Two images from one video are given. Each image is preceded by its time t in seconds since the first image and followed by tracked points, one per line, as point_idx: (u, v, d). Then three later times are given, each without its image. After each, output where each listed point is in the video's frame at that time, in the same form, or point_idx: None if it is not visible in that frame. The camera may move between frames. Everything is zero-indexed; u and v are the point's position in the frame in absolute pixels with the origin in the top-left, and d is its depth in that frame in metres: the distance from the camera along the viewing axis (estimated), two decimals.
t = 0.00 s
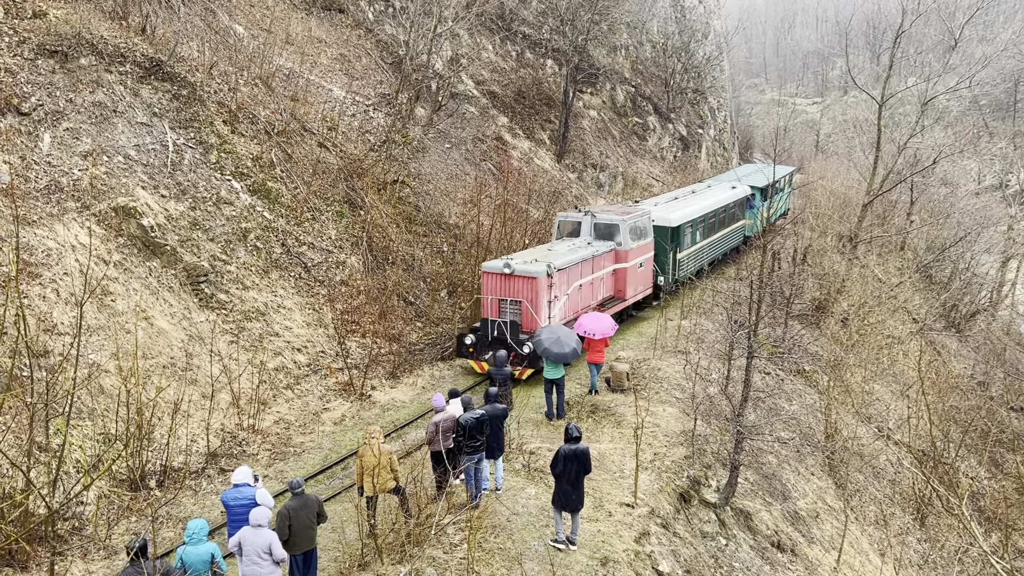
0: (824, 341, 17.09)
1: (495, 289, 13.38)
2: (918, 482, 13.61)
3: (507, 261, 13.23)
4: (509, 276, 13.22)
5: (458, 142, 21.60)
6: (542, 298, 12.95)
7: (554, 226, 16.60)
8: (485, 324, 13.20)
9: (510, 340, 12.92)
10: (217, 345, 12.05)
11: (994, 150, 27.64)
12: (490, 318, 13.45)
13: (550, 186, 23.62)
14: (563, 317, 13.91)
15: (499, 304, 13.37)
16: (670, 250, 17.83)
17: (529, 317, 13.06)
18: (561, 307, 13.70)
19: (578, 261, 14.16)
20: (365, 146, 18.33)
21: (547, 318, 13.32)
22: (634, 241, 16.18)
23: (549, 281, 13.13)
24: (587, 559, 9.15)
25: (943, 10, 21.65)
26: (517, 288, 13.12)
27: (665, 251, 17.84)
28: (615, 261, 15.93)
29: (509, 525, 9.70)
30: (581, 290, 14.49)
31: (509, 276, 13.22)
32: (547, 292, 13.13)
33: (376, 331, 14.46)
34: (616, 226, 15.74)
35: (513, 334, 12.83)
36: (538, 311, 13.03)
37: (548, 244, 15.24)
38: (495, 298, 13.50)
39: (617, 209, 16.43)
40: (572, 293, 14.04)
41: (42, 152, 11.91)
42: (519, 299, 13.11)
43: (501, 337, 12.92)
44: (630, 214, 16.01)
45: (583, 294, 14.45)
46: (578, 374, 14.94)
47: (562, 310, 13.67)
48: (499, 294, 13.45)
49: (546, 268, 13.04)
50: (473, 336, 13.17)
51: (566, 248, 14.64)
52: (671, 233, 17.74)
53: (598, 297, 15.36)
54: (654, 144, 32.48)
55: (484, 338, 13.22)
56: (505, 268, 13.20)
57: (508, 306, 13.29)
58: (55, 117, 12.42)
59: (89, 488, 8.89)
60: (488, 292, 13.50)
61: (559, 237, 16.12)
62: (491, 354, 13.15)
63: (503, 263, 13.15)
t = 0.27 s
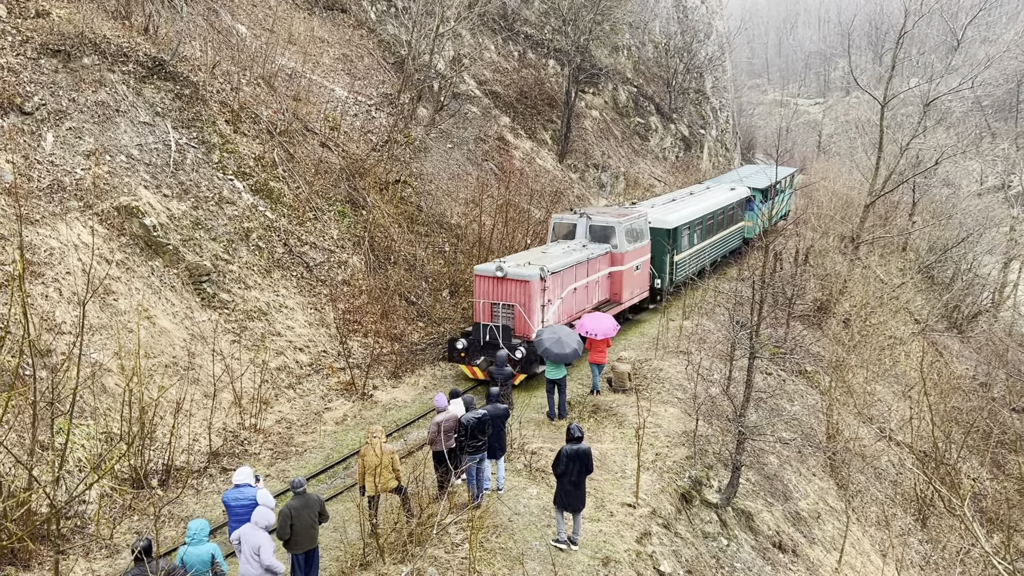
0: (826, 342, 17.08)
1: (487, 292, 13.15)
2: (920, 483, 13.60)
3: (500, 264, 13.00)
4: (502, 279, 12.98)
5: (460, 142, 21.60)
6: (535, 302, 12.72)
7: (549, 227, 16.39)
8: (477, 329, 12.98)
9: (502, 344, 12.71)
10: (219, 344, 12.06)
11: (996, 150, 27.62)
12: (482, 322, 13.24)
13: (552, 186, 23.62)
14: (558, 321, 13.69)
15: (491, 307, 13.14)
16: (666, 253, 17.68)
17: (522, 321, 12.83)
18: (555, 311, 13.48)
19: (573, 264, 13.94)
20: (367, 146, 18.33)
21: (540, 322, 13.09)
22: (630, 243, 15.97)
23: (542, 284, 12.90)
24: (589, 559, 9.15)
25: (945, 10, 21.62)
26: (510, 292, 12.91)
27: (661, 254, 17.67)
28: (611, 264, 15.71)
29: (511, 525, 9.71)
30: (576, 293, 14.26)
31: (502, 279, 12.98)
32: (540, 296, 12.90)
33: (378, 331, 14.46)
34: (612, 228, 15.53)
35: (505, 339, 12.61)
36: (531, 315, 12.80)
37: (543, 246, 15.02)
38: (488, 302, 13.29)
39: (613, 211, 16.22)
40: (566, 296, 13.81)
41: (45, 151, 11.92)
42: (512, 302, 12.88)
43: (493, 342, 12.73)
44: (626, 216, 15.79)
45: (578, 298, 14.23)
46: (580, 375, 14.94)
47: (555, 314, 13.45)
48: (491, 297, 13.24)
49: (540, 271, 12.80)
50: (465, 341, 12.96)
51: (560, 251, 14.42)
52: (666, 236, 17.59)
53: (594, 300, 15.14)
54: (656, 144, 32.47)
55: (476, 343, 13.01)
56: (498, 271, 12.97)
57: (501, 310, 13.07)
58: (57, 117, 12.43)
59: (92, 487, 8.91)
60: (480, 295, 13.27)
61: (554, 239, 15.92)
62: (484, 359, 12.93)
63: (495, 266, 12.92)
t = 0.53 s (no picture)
0: (829, 342, 17.07)
1: (479, 296, 12.95)
2: (923, 483, 13.58)
3: (492, 268, 12.79)
4: (494, 283, 12.77)
5: (462, 142, 21.60)
6: (527, 306, 12.50)
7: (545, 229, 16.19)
8: (469, 334, 12.82)
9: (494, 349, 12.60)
10: (222, 343, 12.07)
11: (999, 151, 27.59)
12: (474, 327, 13.06)
13: (554, 186, 23.62)
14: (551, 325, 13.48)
15: (483, 311, 12.94)
16: (665, 256, 17.38)
17: (515, 325, 12.62)
18: (548, 315, 13.26)
19: (567, 267, 13.73)
20: (370, 146, 18.34)
21: (533, 326, 12.86)
22: (626, 245, 15.74)
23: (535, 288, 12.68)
24: (591, 559, 9.15)
25: (948, 11, 21.60)
26: (503, 296, 12.67)
27: (660, 256, 17.37)
28: (607, 266, 15.47)
29: (513, 525, 9.71)
30: (570, 297, 14.05)
31: (494, 283, 12.77)
32: (533, 299, 12.69)
33: (380, 330, 14.47)
34: (608, 230, 15.30)
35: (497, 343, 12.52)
36: (524, 319, 12.58)
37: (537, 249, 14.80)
38: (480, 306, 13.08)
39: (610, 213, 15.97)
40: (560, 300, 13.61)
41: (48, 151, 11.94)
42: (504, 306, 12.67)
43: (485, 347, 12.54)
44: (623, 218, 15.56)
45: (573, 301, 14.02)
46: (582, 375, 14.94)
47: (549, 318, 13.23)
48: (484, 302, 13.01)
49: (532, 275, 12.58)
50: (457, 345, 12.79)
51: (554, 254, 14.21)
52: (666, 239, 17.24)
53: (589, 303, 14.92)
54: (658, 144, 32.46)
55: (467, 348, 12.86)
56: (490, 275, 12.76)
57: (493, 313, 12.86)
58: (61, 116, 12.44)
59: (95, 486, 8.93)
60: (472, 299, 13.07)
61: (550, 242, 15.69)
62: (475, 363, 12.73)
63: (487, 270, 12.71)
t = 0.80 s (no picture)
0: (831, 342, 17.05)
1: (471, 299, 12.78)
2: (925, 484, 13.56)
3: (484, 271, 12.62)
4: (486, 286, 12.60)
5: (465, 142, 21.60)
6: (520, 310, 12.32)
7: (540, 231, 16.02)
8: (461, 338, 12.57)
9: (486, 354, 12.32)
10: (224, 343, 12.08)
11: (1002, 151, 27.55)
12: (466, 331, 12.86)
13: (556, 186, 23.62)
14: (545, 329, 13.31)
15: (475, 315, 12.76)
16: (662, 258, 17.16)
17: (507, 330, 12.44)
18: (542, 319, 13.09)
19: (561, 270, 13.56)
20: (372, 146, 18.34)
21: (526, 331, 12.67)
22: (622, 248, 15.58)
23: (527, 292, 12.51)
24: (593, 560, 9.15)
25: (951, 11, 21.55)
26: (495, 300, 12.48)
27: (657, 259, 17.15)
28: (602, 269, 15.31)
29: (515, 525, 9.71)
30: (564, 301, 13.88)
31: (486, 286, 12.60)
32: (525, 303, 12.51)
33: (382, 330, 14.47)
34: (603, 233, 15.14)
35: (489, 349, 12.25)
36: (516, 324, 12.38)
37: (531, 251, 14.63)
38: (471, 310, 12.88)
39: (605, 215, 15.81)
40: (554, 303, 13.44)
41: (51, 150, 11.96)
42: (496, 310, 12.49)
43: (477, 353, 12.29)
44: (618, 220, 15.39)
45: (567, 305, 13.85)
46: (584, 375, 14.94)
47: (542, 322, 13.06)
48: (475, 305, 12.82)
49: (525, 279, 12.41)
50: (448, 350, 12.55)
51: (548, 257, 14.03)
52: (663, 241, 17.03)
53: (584, 307, 14.75)
54: (660, 144, 32.45)
55: (459, 352, 12.61)
56: (482, 278, 12.58)
57: (485, 317, 12.69)
58: (63, 116, 12.46)
59: (97, 486, 8.95)
60: (464, 302, 12.90)
61: (544, 244, 15.51)
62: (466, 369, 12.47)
63: (479, 273, 12.54)
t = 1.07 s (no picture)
0: (832, 343, 17.02)
1: (461, 303, 12.63)
2: (926, 485, 13.54)
3: (474, 275, 12.46)
4: (477, 290, 12.44)
5: (466, 142, 21.58)
6: (510, 314, 12.16)
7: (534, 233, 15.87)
8: (450, 343, 12.23)
9: (476, 360, 11.97)
10: (225, 343, 12.07)
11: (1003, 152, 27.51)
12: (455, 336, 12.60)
13: (557, 186, 23.60)
14: (537, 333, 13.16)
15: (465, 319, 12.61)
16: (659, 260, 17.02)
17: (498, 334, 12.28)
18: (533, 323, 12.93)
19: (554, 274, 13.39)
20: (373, 145, 18.33)
21: (517, 336, 12.51)
22: (617, 251, 15.40)
23: (518, 296, 12.34)
24: (593, 560, 9.13)
25: (953, 11, 21.51)
26: (485, 304, 12.34)
27: (653, 262, 17.01)
28: (597, 272, 15.12)
29: (515, 526, 9.71)
30: (557, 305, 13.71)
31: (476, 290, 12.45)
32: (516, 307, 12.35)
33: (382, 330, 14.44)
34: (598, 235, 14.96)
35: (478, 356, 11.87)
36: (507, 328, 12.23)
37: (524, 254, 14.47)
38: (462, 314, 12.76)
39: (601, 216, 15.61)
40: (546, 307, 13.28)
41: (52, 149, 11.96)
42: (487, 314, 12.33)
43: (467, 358, 12.02)
44: (613, 222, 15.19)
45: (560, 308, 13.69)
46: (584, 375, 14.92)
47: (534, 326, 12.90)
48: (466, 310, 12.69)
49: (515, 283, 12.24)
50: (437, 356, 12.25)
51: (540, 260, 13.86)
52: (659, 243, 16.91)
53: (578, 310, 14.59)
54: (661, 144, 32.42)
55: (449, 357, 12.29)
56: (472, 282, 12.43)
57: (476, 322, 12.55)
58: (65, 115, 12.46)
59: (97, 485, 8.95)
60: (455, 306, 12.76)
61: (539, 246, 15.36)
62: (455, 374, 12.17)
63: (469, 277, 12.39)
